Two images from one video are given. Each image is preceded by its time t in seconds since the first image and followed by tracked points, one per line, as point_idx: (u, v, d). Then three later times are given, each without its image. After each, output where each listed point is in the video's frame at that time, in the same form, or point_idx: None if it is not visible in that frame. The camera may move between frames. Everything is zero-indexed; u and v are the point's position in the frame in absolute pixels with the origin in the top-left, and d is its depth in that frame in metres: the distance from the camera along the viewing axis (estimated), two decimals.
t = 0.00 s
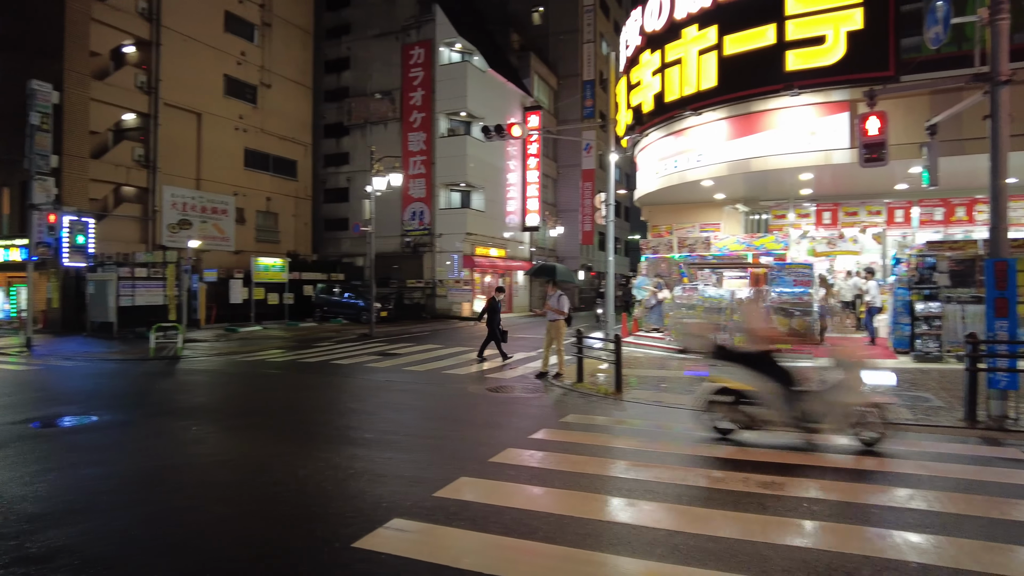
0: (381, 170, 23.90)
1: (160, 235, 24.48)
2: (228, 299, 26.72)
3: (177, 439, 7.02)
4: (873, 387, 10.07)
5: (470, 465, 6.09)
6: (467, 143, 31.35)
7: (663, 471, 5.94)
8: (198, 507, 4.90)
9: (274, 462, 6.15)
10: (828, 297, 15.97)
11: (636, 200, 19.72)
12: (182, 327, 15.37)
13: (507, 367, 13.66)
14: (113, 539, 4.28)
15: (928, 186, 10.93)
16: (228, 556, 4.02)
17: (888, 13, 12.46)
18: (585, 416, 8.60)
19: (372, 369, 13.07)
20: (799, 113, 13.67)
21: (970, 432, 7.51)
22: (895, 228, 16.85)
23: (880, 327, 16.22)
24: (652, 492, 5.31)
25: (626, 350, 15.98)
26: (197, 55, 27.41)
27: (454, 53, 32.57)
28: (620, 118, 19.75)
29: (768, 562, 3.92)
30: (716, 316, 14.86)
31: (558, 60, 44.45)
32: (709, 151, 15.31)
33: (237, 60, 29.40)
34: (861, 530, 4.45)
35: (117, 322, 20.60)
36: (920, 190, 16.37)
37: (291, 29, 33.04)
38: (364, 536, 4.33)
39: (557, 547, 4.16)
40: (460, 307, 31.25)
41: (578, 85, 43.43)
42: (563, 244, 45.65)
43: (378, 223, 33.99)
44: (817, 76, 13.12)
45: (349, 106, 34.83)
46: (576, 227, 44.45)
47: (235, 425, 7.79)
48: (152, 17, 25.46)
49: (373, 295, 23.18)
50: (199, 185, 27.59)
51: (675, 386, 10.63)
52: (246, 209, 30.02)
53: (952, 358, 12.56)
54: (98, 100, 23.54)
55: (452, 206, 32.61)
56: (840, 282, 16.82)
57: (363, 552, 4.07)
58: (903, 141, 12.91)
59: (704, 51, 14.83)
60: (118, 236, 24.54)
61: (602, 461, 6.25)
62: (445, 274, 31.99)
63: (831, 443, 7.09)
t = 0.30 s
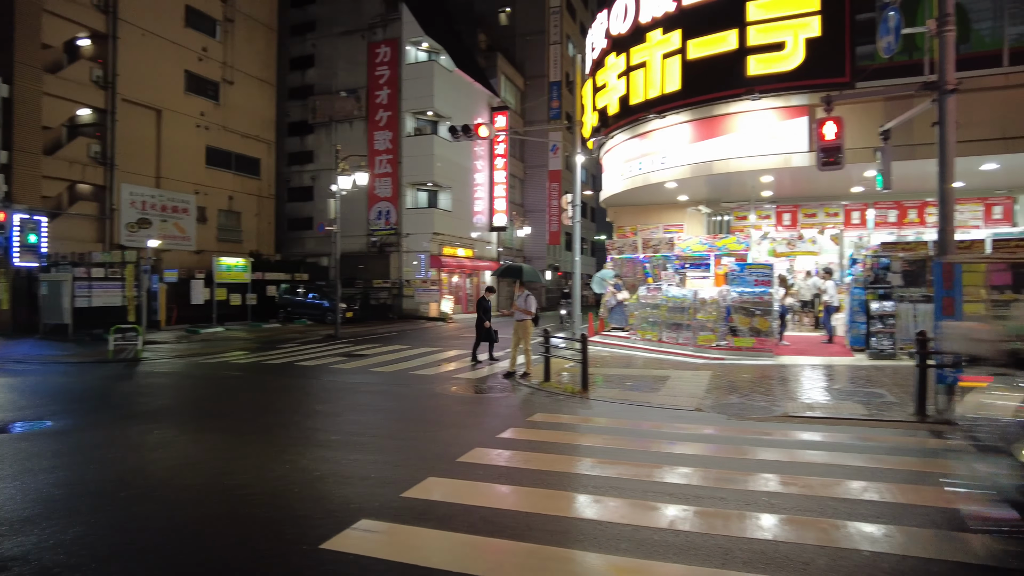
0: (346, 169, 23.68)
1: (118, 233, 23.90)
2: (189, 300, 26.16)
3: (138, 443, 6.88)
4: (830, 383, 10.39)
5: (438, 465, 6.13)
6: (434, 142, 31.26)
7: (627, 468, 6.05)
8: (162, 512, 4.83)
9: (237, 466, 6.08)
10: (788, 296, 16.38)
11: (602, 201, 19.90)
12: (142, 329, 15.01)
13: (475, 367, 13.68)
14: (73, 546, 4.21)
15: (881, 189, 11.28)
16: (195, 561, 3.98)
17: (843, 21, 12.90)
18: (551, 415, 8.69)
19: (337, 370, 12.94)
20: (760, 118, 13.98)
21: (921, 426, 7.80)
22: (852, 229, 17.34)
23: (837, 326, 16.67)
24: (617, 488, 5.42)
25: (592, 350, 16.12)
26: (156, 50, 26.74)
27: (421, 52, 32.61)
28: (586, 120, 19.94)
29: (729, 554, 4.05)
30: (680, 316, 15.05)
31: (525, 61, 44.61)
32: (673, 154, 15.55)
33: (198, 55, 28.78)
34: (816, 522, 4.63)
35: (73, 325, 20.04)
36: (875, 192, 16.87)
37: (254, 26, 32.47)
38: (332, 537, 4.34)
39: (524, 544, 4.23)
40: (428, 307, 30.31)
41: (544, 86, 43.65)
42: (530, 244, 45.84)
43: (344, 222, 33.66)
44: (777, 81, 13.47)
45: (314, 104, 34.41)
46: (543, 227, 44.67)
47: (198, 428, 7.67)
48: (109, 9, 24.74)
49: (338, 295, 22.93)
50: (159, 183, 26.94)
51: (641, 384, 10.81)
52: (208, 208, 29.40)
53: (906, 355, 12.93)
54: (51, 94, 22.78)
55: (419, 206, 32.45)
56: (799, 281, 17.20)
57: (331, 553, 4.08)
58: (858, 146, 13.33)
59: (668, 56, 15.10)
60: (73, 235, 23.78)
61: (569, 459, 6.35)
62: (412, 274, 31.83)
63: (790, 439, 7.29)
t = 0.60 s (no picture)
0: (313, 167, 23.44)
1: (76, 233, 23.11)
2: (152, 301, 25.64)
3: (98, 446, 6.75)
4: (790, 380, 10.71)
5: (406, 464, 6.16)
6: (403, 141, 31.11)
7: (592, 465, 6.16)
8: (124, 515, 4.78)
9: (200, 468, 6.01)
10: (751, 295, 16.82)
11: (570, 202, 20.06)
12: (102, 330, 14.66)
13: (444, 367, 13.72)
14: (32, 549, 4.16)
15: (839, 191, 11.60)
16: (157, 562, 3.97)
17: (803, 28, 13.27)
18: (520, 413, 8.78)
19: (304, 372, 12.83)
20: (724, 121, 14.24)
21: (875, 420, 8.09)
22: (813, 230, 17.71)
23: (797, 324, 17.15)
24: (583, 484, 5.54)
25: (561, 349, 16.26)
26: (116, 44, 26.08)
27: (389, 50, 32.23)
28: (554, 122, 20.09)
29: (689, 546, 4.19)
30: (646, 315, 15.32)
31: (494, 61, 44.68)
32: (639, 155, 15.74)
33: (159, 50, 28.15)
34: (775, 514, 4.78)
35: (27, 326, 19.40)
36: (834, 194, 17.40)
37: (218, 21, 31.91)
38: (299, 537, 4.36)
39: (492, 540, 4.30)
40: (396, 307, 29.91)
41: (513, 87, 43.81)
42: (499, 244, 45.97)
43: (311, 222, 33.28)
44: (740, 85, 13.78)
45: (281, 102, 33.96)
46: (512, 227, 44.82)
47: (161, 430, 7.55)
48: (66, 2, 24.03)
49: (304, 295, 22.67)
50: (119, 181, 26.29)
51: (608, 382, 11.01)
52: (170, 206, 28.78)
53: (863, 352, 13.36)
54: (5, 88, 22.04)
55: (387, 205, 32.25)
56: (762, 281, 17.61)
57: (298, 553, 4.10)
58: (818, 149, 13.67)
59: (634, 58, 15.33)
60: (28, 234, 23.04)
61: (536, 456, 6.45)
62: (381, 274, 31.66)
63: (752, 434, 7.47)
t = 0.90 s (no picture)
0: (283, 166, 23.21)
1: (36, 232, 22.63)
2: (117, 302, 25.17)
3: (65, 447, 6.71)
4: (756, 378, 10.99)
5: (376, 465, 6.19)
6: (375, 140, 30.95)
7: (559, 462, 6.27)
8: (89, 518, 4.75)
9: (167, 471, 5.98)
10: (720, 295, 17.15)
11: (542, 203, 20.20)
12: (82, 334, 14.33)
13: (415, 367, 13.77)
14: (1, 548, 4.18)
15: (802, 194, 11.91)
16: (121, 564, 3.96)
17: (767, 35, 13.61)
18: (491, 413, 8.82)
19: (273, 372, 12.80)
20: (692, 124, 14.51)
21: (835, 416, 8.35)
22: (778, 231, 18.16)
23: (764, 323, 17.54)
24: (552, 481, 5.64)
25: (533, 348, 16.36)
26: (78, 39, 25.51)
27: (361, 49, 32.18)
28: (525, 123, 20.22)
29: (653, 539, 4.31)
30: (617, 314, 15.55)
31: (466, 61, 44.71)
32: (610, 157, 15.90)
33: (125, 46, 27.59)
34: (738, 507, 4.92)
35: None
36: (800, 197, 17.81)
37: (186, 18, 31.40)
38: (270, 537, 4.42)
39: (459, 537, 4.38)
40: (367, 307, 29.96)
41: (486, 87, 43.87)
42: (472, 244, 46.02)
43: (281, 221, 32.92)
44: (707, 89, 14.05)
45: (250, 100, 33.55)
46: (485, 227, 44.91)
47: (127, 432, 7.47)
48: None
49: (274, 295, 22.46)
50: (82, 179, 25.71)
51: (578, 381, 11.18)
52: (137, 205, 28.25)
53: (825, 351, 13.74)
54: None
55: (359, 205, 32.06)
56: (730, 281, 17.98)
57: (268, 552, 4.17)
58: (783, 152, 14.01)
59: (603, 62, 15.54)
60: None
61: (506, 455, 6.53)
62: (353, 275, 31.47)
63: (719, 431, 7.64)
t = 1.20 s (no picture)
0: (257, 166, 22.99)
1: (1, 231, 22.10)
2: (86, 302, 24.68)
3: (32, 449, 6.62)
4: (727, 375, 11.22)
5: (349, 463, 6.20)
6: (350, 139, 30.79)
7: (534, 459, 6.36)
8: (51, 522, 4.63)
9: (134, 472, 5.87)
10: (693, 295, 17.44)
11: (518, 203, 20.30)
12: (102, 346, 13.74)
13: (391, 367, 13.78)
14: None
15: (772, 196, 12.16)
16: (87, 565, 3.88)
17: (738, 39, 13.88)
18: (467, 411, 8.89)
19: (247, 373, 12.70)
20: (665, 126, 14.72)
21: (802, 413, 8.55)
22: (749, 232, 18.54)
23: (735, 322, 17.88)
24: (524, 477, 5.72)
25: (509, 348, 16.44)
26: (45, 33, 24.95)
27: (336, 48, 31.96)
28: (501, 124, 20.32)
29: (621, 531, 4.41)
30: (591, 314, 15.69)
31: (443, 61, 44.71)
32: (584, 158, 16.05)
33: (93, 41, 27.05)
34: (707, 500, 5.05)
35: None
36: (770, 198, 18.15)
37: (157, 14, 30.91)
38: (241, 534, 4.40)
39: (431, 532, 4.44)
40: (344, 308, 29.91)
41: (462, 87, 43.89)
42: (449, 244, 45.98)
43: (255, 220, 32.57)
44: (679, 91, 14.27)
45: (224, 97, 33.16)
46: (461, 227, 44.95)
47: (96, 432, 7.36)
48: None
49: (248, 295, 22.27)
50: (49, 177, 25.15)
51: (553, 379, 11.31)
52: (106, 204, 27.72)
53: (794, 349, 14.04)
54: None
55: (334, 204, 31.87)
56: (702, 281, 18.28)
57: (238, 549, 4.16)
58: (753, 154, 14.30)
59: (578, 64, 15.73)
60: None
61: (479, 452, 6.61)
62: (328, 275, 31.24)
63: (689, 427, 7.80)
